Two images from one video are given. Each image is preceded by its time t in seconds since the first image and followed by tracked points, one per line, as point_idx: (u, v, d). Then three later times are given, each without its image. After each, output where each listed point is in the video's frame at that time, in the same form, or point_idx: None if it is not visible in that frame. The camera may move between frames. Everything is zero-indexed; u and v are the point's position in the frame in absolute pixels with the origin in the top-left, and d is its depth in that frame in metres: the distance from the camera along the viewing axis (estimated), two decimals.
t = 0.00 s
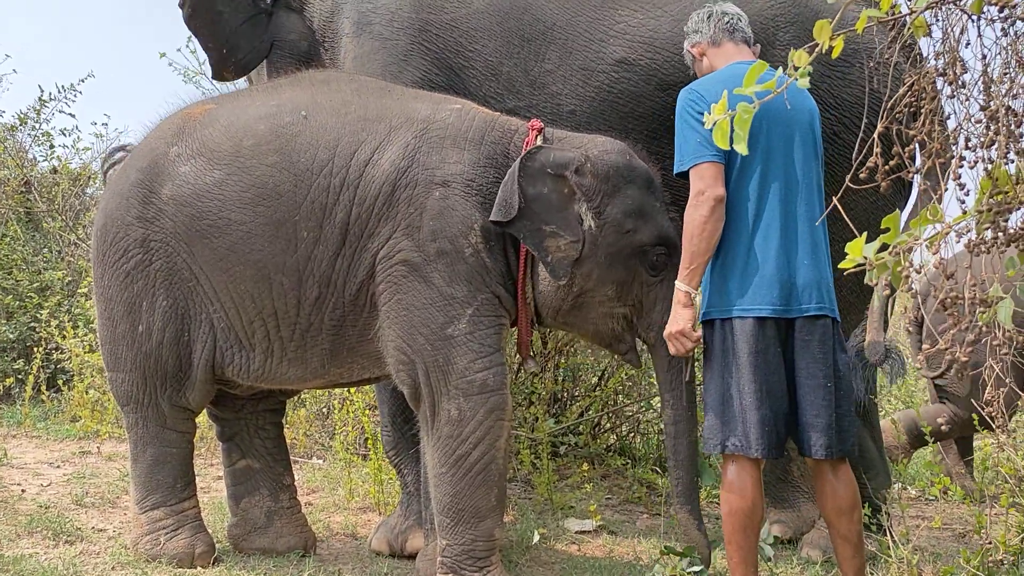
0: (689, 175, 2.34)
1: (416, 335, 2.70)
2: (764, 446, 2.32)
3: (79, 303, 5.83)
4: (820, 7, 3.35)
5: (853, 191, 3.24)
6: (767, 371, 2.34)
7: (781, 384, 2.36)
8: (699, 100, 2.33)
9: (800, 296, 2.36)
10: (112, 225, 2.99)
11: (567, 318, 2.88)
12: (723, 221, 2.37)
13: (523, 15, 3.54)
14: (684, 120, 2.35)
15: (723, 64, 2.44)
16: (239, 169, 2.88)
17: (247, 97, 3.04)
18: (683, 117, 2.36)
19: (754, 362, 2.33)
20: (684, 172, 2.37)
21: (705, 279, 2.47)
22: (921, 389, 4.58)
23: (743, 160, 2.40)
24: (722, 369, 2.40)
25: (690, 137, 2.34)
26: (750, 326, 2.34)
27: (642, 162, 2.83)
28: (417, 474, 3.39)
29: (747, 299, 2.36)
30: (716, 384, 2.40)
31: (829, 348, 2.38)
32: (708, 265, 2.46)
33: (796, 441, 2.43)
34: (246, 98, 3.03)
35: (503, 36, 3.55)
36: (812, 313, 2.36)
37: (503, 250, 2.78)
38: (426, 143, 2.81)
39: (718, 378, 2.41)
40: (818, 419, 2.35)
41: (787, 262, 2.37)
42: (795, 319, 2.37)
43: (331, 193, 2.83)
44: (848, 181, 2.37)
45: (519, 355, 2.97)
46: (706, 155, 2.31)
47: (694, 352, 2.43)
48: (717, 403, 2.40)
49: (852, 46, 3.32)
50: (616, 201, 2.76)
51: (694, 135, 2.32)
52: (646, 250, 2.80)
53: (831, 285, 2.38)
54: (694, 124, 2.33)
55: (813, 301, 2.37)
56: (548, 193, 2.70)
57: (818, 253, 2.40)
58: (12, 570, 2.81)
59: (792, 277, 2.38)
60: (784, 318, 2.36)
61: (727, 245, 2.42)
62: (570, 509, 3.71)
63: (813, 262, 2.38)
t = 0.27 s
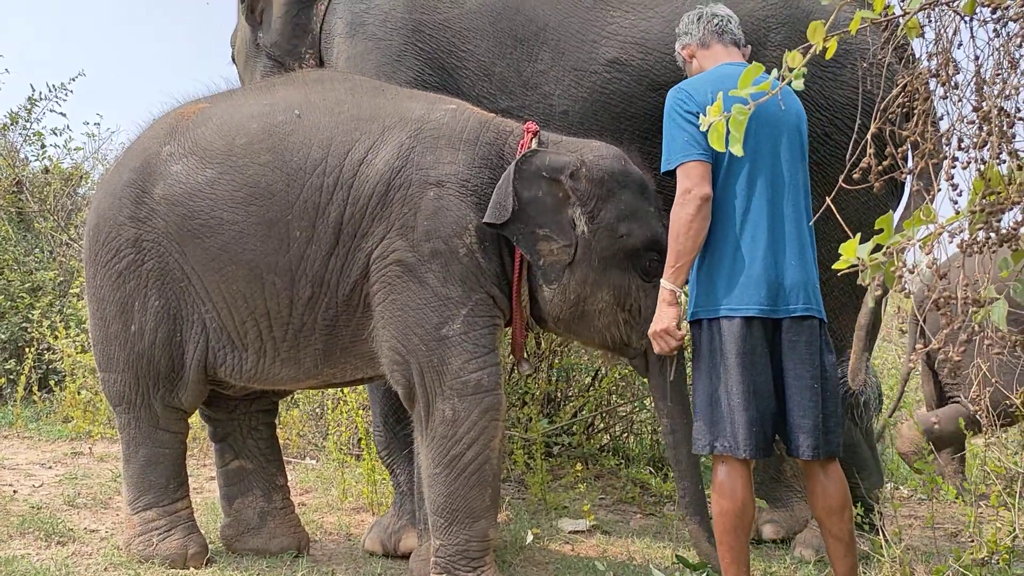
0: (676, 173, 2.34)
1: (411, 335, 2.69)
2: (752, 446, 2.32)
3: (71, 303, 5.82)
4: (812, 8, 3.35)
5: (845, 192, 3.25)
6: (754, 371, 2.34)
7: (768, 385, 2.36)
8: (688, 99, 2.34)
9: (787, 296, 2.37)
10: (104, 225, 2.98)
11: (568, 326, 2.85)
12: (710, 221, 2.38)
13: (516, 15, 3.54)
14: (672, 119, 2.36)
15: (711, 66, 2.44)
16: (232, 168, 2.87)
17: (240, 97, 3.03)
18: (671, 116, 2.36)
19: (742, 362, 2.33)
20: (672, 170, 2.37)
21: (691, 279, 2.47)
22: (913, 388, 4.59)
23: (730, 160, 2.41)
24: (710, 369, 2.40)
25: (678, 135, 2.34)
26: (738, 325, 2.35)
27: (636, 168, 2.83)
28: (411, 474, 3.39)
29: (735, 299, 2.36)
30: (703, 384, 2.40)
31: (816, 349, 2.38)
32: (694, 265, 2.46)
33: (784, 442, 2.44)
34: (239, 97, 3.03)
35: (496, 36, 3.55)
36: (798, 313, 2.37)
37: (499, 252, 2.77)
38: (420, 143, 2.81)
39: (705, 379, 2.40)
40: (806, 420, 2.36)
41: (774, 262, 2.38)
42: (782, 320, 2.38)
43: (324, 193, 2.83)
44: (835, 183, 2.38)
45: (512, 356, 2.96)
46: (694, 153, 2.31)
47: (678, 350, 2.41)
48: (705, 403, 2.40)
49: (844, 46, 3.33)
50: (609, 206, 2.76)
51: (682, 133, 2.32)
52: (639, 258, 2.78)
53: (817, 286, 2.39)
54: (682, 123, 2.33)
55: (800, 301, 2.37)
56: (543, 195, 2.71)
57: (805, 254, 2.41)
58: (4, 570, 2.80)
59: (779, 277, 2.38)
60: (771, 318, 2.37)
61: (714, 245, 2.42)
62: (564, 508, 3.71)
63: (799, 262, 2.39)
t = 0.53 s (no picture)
0: (669, 172, 2.36)
1: (404, 335, 2.70)
2: (742, 445, 2.34)
3: (62, 303, 5.81)
4: (802, 8, 3.37)
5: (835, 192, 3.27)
6: (744, 371, 2.36)
7: (757, 385, 2.38)
8: (681, 98, 2.35)
9: (777, 296, 2.39)
10: (97, 225, 2.98)
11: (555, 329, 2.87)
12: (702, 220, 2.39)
13: (507, 15, 3.55)
14: (665, 118, 2.37)
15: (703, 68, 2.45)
16: (225, 168, 2.87)
17: (233, 97, 3.03)
18: (664, 115, 2.38)
19: (732, 362, 2.34)
20: (664, 169, 2.38)
21: (682, 278, 2.48)
22: (901, 387, 4.62)
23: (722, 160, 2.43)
24: (700, 369, 2.41)
25: (671, 134, 2.36)
26: (728, 325, 2.36)
27: (627, 170, 2.85)
28: (403, 473, 3.40)
29: (725, 298, 2.37)
30: (693, 383, 2.42)
31: (805, 350, 2.40)
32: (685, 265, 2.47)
33: (773, 442, 2.45)
34: (232, 97, 3.03)
35: (487, 35, 3.55)
36: (788, 313, 2.38)
37: (491, 253, 2.78)
38: (413, 143, 2.81)
39: (695, 378, 2.42)
40: (794, 420, 2.37)
41: (764, 262, 2.40)
42: (772, 320, 2.40)
43: (317, 192, 2.84)
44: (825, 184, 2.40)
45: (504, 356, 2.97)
46: (687, 152, 2.33)
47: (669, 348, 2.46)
48: (695, 402, 2.41)
49: (834, 48, 3.35)
50: (601, 209, 2.78)
51: (675, 131, 2.33)
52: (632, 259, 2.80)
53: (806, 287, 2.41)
54: (675, 121, 2.34)
55: (789, 302, 2.39)
56: (533, 200, 2.71)
57: (794, 255, 2.43)
58: None
59: (769, 277, 2.40)
60: (761, 318, 2.38)
61: (705, 244, 2.44)
62: (556, 508, 3.72)
63: (789, 263, 2.41)
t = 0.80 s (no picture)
0: (663, 170, 2.36)
1: (396, 335, 2.70)
2: (734, 445, 2.34)
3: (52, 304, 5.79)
4: (794, 11, 3.38)
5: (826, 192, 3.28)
6: (737, 370, 2.36)
7: (750, 385, 2.38)
8: (676, 98, 2.36)
9: (769, 296, 2.39)
10: (87, 225, 2.97)
11: (543, 319, 2.89)
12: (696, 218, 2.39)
13: (499, 17, 3.55)
14: (660, 117, 2.37)
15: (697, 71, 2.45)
16: (217, 169, 2.87)
17: (224, 98, 3.03)
18: (659, 114, 2.38)
19: (725, 363, 2.34)
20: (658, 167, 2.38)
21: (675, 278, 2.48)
22: (892, 387, 4.64)
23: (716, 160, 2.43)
24: (693, 369, 2.41)
25: (665, 133, 2.36)
26: (721, 324, 2.36)
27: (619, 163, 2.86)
28: (395, 473, 3.40)
29: (718, 297, 2.37)
30: (686, 382, 2.42)
31: (797, 350, 2.41)
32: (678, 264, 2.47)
33: (765, 442, 2.46)
34: (223, 98, 3.02)
35: (480, 37, 3.55)
36: (781, 314, 2.39)
37: (483, 252, 2.78)
38: (405, 144, 2.81)
39: (688, 378, 2.42)
40: (787, 420, 2.38)
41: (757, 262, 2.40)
42: (764, 319, 2.40)
43: (309, 193, 2.83)
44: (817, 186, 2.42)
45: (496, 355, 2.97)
46: (682, 150, 2.33)
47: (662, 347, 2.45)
48: (687, 402, 2.41)
49: (825, 49, 3.36)
50: (593, 203, 2.78)
51: (670, 130, 2.34)
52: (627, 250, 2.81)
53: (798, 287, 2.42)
54: (670, 120, 2.35)
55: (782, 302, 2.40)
56: (525, 195, 2.70)
57: (786, 255, 2.44)
58: None
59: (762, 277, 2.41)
60: (754, 317, 2.39)
61: (698, 244, 2.44)
62: (548, 508, 3.72)
63: (781, 263, 2.42)
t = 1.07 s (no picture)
0: (659, 168, 2.36)
1: (389, 335, 2.70)
2: (728, 445, 2.34)
3: (43, 304, 5.77)
4: (785, 11, 3.39)
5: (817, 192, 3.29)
6: (732, 370, 2.36)
7: (744, 385, 2.39)
8: (672, 97, 2.36)
9: (763, 296, 2.40)
10: (79, 225, 2.96)
11: (540, 320, 2.89)
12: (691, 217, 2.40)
13: (491, 17, 3.55)
14: (656, 116, 2.38)
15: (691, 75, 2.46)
16: (209, 169, 2.86)
17: (216, 98, 3.02)
18: (655, 113, 2.38)
19: (719, 363, 2.35)
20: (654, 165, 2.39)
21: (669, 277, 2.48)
22: (884, 386, 4.65)
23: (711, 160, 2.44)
24: (687, 368, 2.41)
25: (661, 131, 2.36)
26: (716, 323, 2.36)
27: (610, 162, 2.85)
28: (387, 473, 3.40)
29: (713, 296, 2.37)
30: (680, 382, 2.42)
31: (791, 351, 2.42)
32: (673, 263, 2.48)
33: (758, 442, 2.46)
34: (214, 98, 3.02)
35: (471, 37, 3.55)
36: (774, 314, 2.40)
37: (475, 251, 2.78)
38: (397, 144, 2.81)
39: (682, 377, 2.42)
40: (780, 420, 2.39)
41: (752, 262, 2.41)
42: (758, 319, 2.40)
43: (301, 194, 2.83)
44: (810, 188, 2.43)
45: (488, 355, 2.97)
46: (678, 148, 2.33)
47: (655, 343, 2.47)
48: (681, 401, 2.41)
49: (816, 49, 3.37)
50: (582, 201, 2.78)
51: (666, 128, 2.34)
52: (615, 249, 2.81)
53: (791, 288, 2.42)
54: (666, 119, 2.35)
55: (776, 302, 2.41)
56: (514, 193, 2.72)
57: (780, 256, 2.45)
58: None
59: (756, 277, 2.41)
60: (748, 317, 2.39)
61: (692, 243, 2.44)
62: (540, 508, 3.72)
63: (775, 264, 2.42)
